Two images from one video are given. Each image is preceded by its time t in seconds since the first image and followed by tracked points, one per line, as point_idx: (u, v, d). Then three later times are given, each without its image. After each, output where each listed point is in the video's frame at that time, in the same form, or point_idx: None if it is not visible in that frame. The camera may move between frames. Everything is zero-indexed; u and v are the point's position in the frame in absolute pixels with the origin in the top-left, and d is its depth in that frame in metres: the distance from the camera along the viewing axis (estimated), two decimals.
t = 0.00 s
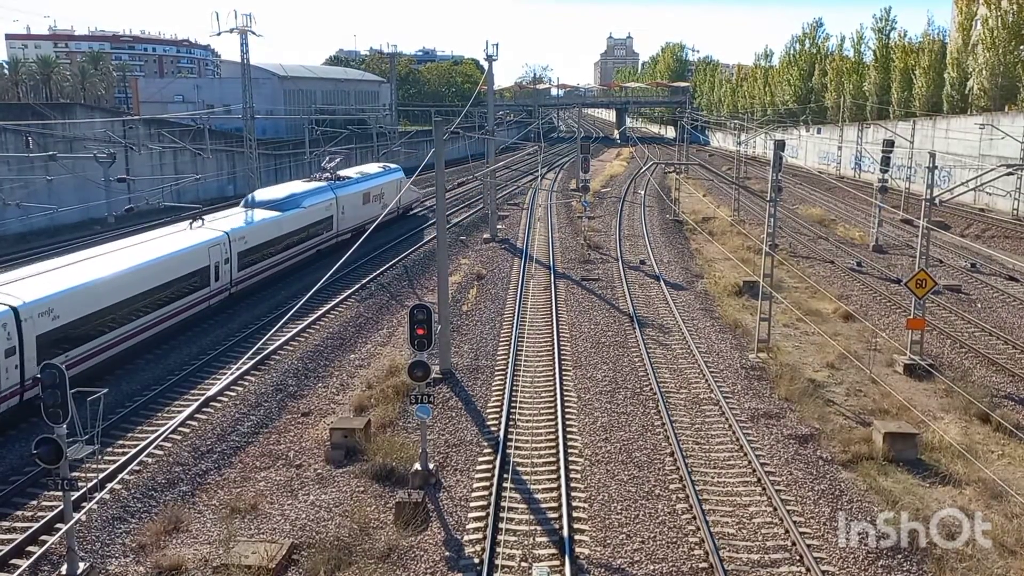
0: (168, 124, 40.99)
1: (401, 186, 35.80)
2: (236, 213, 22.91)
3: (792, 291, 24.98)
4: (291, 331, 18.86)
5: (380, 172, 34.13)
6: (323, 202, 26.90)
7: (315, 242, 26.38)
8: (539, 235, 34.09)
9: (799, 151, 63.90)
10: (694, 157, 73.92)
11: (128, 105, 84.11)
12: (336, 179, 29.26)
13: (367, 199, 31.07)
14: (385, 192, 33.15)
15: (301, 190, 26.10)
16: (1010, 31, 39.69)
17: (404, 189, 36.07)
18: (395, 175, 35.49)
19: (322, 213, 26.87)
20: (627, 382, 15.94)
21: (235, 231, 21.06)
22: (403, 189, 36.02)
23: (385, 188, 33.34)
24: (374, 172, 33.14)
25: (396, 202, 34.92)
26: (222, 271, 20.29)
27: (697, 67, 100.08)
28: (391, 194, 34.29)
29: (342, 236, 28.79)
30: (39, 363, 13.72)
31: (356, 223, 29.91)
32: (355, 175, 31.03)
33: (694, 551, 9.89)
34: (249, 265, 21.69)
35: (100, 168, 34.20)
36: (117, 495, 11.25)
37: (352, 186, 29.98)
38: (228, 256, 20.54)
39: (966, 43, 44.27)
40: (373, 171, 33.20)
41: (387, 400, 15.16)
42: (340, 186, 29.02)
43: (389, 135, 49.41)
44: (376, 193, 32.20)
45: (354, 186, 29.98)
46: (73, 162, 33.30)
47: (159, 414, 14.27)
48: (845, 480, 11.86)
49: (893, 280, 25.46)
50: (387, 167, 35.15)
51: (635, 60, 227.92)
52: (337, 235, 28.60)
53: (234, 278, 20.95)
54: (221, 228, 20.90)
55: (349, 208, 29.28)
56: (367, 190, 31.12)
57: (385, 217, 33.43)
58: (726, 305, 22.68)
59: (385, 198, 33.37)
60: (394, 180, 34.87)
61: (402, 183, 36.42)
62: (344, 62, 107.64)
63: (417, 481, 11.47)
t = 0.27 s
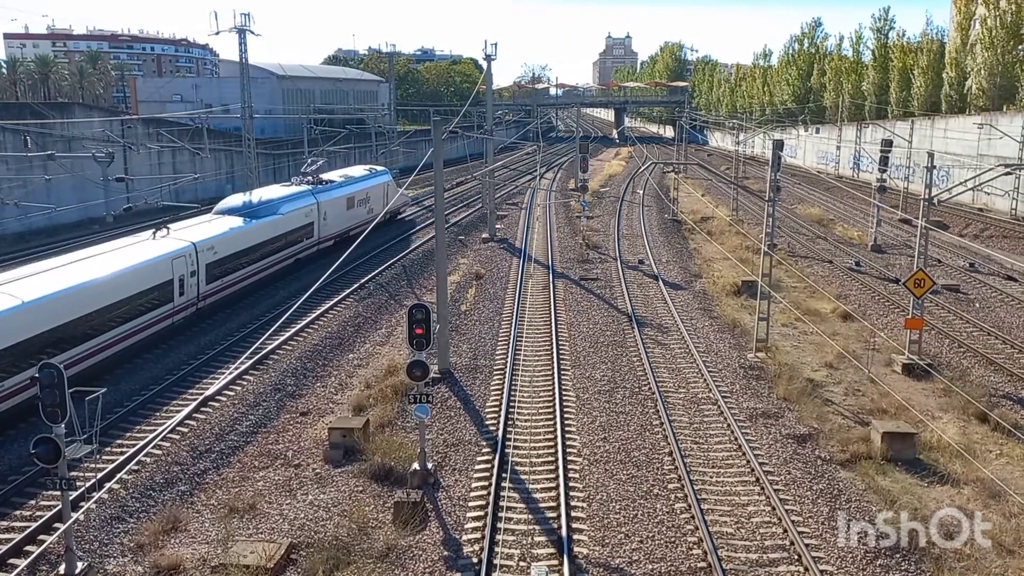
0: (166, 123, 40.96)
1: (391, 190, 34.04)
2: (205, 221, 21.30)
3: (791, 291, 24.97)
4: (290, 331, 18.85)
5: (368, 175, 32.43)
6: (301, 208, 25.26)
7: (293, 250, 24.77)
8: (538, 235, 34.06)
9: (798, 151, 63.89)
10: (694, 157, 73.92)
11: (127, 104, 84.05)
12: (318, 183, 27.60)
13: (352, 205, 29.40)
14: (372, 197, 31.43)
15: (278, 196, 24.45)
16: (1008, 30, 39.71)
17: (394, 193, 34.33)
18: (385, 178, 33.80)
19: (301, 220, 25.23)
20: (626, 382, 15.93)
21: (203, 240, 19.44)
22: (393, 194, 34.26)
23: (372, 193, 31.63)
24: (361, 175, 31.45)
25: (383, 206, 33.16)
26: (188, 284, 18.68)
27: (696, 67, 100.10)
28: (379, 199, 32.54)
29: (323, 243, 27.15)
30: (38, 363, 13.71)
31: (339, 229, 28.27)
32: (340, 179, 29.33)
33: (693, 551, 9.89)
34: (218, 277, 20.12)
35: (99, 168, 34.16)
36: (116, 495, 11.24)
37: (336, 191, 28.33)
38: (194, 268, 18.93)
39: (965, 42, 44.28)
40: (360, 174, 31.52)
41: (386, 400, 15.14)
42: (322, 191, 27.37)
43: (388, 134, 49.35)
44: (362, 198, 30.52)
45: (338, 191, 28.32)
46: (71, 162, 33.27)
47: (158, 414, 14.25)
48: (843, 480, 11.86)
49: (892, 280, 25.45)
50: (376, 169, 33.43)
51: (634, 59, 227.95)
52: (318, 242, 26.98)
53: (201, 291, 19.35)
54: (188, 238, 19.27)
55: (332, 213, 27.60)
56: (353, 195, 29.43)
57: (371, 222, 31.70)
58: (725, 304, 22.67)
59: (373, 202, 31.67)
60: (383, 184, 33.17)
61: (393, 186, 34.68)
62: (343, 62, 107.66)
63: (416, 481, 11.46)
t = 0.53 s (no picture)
0: (166, 123, 40.96)
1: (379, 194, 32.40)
2: (172, 231, 19.72)
3: (791, 291, 24.96)
4: (290, 331, 18.85)
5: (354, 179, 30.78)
6: (280, 215, 23.67)
7: (273, 259, 23.24)
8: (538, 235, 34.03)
9: (798, 151, 63.86)
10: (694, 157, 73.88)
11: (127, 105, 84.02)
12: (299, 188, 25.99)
13: (336, 211, 27.81)
14: (358, 202, 29.81)
15: (255, 202, 22.84)
16: (1008, 31, 39.71)
17: (382, 198, 32.69)
18: (374, 182, 32.20)
19: (280, 227, 23.64)
20: (626, 382, 15.93)
21: (168, 253, 17.88)
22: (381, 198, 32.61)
23: (358, 197, 30.02)
24: (347, 179, 29.85)
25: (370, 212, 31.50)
26: (151, 300, 17.15)
27: (696, 67, 100.12)
28: (366, 204, 30.89)
29: (304, 251, 25.56)
30: (38, 364, 13.72)
31: (322, 236, 26.69)
32: (324, 184, 27.74)
33: (693, 551, 9.89)
34: (187, 292, 18.59)
35: (99, 168, 34.14)
36: (116, 495, 11.24)
37: (319, 196, 26.72)
38: (159, 283, 17.42)
39: (965, 42, 44.28)
40: (346, 178, 29.94)
41: (386, 400, 15.14)
42: (303, 196, 25.77)
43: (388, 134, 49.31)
44: (348, 204, 28.91)
45: (321, 196, 26.72)
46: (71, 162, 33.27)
47: (158, 414, 14.25)
48: (844, 480, 11.86)
49: (892, 280, 25.45)
50: (363, 172, 31.83)
51: (634, 60, 227.92)
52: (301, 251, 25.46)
53: (166, 308, 17.78)
54: (152, 249, 17.73)
55: (314, 220, 26.02)
56: (337, 201, 27.83)
57: (357, 229, 30.08)
58: (725, 304, 22.66)
59: (359, 207, 30.07)
60: (371, 188, 31.57)
61: (382, 190, 33.03)
62: (344, 62, 107.68)
63: (416, 480, 11.46)
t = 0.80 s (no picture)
0: (166, 123, 40.95)
1: (365, 199, 30.91)
2: (138, 242, 18.34)
3: (791, 291, 24.96)
4: (291, 330, 18.85)
5: (337, 183, 29.30)
6: (258, 223, 22.22)
7: (249, 271, 21.87)
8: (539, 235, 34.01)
9: (798, 151, 63.83)
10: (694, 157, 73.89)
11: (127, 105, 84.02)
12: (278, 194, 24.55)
13: (318, 218, 26.36)
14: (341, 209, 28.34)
15: (229, 209, 21.39)
16: (1008, 31, 39.71)
17: (368, 203, 31.19)
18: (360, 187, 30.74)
19: (257, 236, 22.21)
20: (626, 382, 15.93)
21: (128, 267, 16.43)
22: (367, 203, 31.11)
23: (342, 203, 28.56)
24: (331, 184, 28.38)
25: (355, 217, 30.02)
26: (106, 319, 15.65)
27: (696, 67, 100.13)
28: (350, 210, 29.40)
29: (284, 261, 24.11)
30: (39, 364, 13.74)
31: (303, 245, 25.24)
32: (305, 189, 26.28)
33: (693, 551, 9.89)
34: (168, 299, 17.89)
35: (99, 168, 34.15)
36: (116, 495, 11.24)
37: (300, 202, 25.29)
38: (115, 300, 15.94)
39: (965, 42, 44.28)
40: (330, 183, 28.46)
41: (386, 400, 15.14)
42: (283, 203, 24.32)
43: (388, 134, 49.27)
44: (330, 210, 27.45)
45: (302, 203, 25.27)
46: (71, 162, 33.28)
47: (158, 414, 14.25)
48: (844, 480, 11.86)
49: (892, 280, 25.45)
50: (349, 177, 30.36)
51: (634, 60, 227.96)
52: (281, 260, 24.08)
53: (146, 317, 17.07)
54: (109, 263, 16.26)
55: (294, 228, 24.58)
56: (319, 207, 26.38)
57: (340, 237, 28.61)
58: (725, 304, 22.65)
59: (343, 213, 28.60)
60: (357, 193, 30.12)
61: (369, 193, 31.54)
62: (344, 62, 107.65)
63: (416, 480, 11.46)
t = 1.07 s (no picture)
0: (166, 123, 40.95)
1: (351, 204, 29.34)
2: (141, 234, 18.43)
3: (791, 291, 24.96)
4: (291, 330, 18.85)
5: (322, 188, 27.77)
6: (231, 231, 20.73)
7: (223, 283, 20.42)
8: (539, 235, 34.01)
9: (798, 151, 63.83)
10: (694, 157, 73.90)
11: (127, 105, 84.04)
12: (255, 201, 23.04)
13: (299, 225, 24.84)
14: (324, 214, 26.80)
15: (200, 217, 19.87)
16: (1009, 30, 39.71)
17: (355, 207, 29.63)
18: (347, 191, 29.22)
19: (231, 246, 20.72)
20: (626, 382, 15.93)
21: (80, 283, 14.92)
22: (354, 207, 29.55)
23: (326, 208, 27.02)
24: (314, 189, 26.84)
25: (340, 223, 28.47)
26: (54, 343, 14.15)
27: (696, 67, 100.17)
28: (335, 217, 27.89)
29: (261, 271, 22.63)
30: (39, 363, 13.72)
31: (283, 254, 23.74)
32: (286, 195, 24.77)
33: (693, 551, 9.89)
34: (168, 300, 17.89)
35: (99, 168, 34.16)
36: (116, 495, 11.23)
37: (280, 208, 23.81)
38: (65, 321, 14.43)
39: (965, 42, 44.29)
40: (313, 187, 26.92)
41: (386, 400, 15.13)
42: (260, 209, 22.81)
43: (388, 134, 49.23)
44: (313, 217, 25.92)
45: (281, 209, 23.75)
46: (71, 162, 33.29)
47: (159, 414, 14.25)
48: (844, 480, 11.86)
49: (892, 280, 25.44)
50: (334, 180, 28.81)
51: (634, 60, 227.99)
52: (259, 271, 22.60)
53: (147, 317, 17.08)
54: (87, 271, 15.55)
55: (273, 236, 23.07)
56: (301, 213, 24.87)
57: (325, 244, 27.10)
58: (725, 305, 22.65)
59: (326, 219, 27.08)
60: (342, 198, 28.58)
61: (356, 196, 29.98)
62: (344, 62, 107.63)
63: (416, 480, 11.46)
